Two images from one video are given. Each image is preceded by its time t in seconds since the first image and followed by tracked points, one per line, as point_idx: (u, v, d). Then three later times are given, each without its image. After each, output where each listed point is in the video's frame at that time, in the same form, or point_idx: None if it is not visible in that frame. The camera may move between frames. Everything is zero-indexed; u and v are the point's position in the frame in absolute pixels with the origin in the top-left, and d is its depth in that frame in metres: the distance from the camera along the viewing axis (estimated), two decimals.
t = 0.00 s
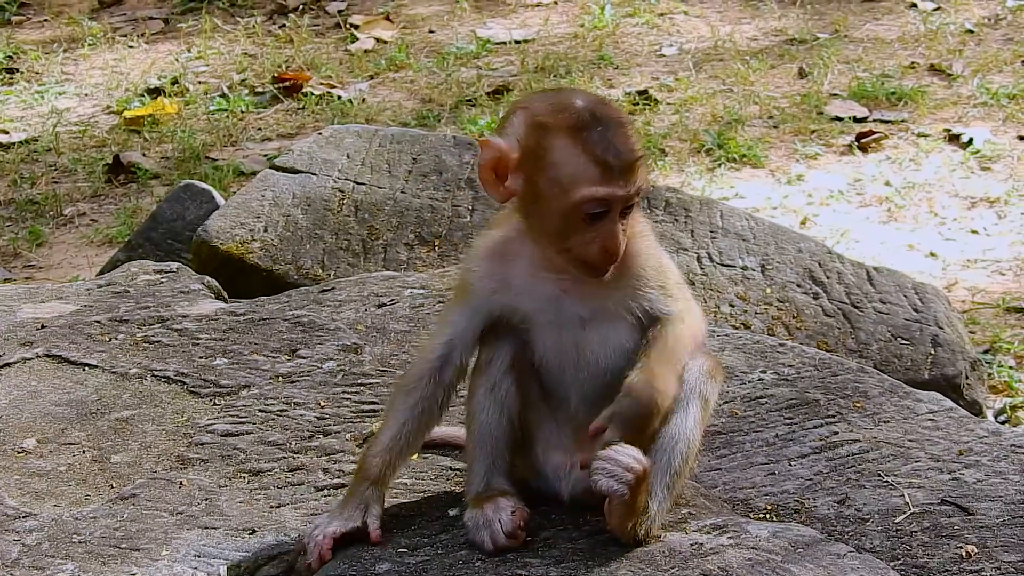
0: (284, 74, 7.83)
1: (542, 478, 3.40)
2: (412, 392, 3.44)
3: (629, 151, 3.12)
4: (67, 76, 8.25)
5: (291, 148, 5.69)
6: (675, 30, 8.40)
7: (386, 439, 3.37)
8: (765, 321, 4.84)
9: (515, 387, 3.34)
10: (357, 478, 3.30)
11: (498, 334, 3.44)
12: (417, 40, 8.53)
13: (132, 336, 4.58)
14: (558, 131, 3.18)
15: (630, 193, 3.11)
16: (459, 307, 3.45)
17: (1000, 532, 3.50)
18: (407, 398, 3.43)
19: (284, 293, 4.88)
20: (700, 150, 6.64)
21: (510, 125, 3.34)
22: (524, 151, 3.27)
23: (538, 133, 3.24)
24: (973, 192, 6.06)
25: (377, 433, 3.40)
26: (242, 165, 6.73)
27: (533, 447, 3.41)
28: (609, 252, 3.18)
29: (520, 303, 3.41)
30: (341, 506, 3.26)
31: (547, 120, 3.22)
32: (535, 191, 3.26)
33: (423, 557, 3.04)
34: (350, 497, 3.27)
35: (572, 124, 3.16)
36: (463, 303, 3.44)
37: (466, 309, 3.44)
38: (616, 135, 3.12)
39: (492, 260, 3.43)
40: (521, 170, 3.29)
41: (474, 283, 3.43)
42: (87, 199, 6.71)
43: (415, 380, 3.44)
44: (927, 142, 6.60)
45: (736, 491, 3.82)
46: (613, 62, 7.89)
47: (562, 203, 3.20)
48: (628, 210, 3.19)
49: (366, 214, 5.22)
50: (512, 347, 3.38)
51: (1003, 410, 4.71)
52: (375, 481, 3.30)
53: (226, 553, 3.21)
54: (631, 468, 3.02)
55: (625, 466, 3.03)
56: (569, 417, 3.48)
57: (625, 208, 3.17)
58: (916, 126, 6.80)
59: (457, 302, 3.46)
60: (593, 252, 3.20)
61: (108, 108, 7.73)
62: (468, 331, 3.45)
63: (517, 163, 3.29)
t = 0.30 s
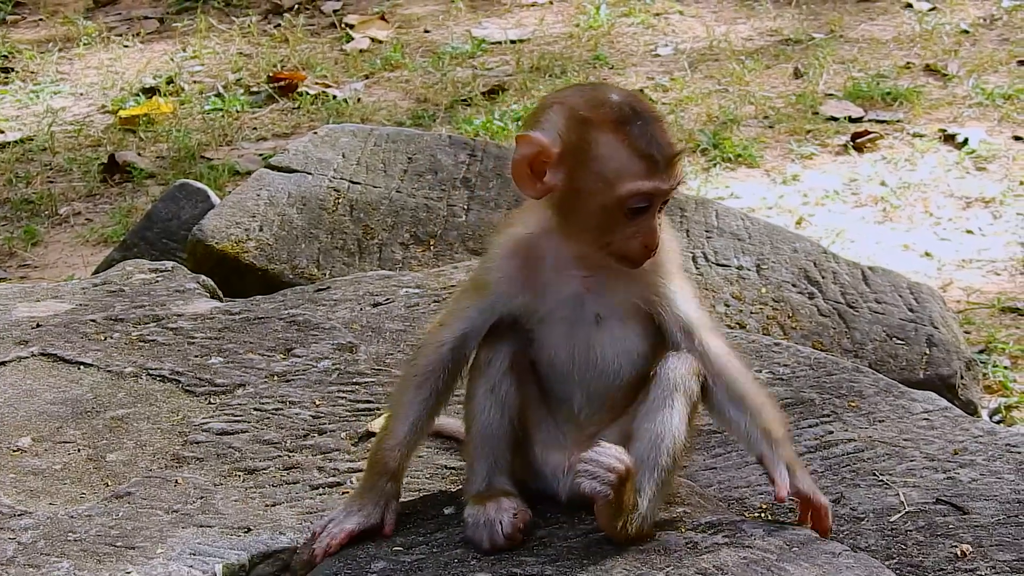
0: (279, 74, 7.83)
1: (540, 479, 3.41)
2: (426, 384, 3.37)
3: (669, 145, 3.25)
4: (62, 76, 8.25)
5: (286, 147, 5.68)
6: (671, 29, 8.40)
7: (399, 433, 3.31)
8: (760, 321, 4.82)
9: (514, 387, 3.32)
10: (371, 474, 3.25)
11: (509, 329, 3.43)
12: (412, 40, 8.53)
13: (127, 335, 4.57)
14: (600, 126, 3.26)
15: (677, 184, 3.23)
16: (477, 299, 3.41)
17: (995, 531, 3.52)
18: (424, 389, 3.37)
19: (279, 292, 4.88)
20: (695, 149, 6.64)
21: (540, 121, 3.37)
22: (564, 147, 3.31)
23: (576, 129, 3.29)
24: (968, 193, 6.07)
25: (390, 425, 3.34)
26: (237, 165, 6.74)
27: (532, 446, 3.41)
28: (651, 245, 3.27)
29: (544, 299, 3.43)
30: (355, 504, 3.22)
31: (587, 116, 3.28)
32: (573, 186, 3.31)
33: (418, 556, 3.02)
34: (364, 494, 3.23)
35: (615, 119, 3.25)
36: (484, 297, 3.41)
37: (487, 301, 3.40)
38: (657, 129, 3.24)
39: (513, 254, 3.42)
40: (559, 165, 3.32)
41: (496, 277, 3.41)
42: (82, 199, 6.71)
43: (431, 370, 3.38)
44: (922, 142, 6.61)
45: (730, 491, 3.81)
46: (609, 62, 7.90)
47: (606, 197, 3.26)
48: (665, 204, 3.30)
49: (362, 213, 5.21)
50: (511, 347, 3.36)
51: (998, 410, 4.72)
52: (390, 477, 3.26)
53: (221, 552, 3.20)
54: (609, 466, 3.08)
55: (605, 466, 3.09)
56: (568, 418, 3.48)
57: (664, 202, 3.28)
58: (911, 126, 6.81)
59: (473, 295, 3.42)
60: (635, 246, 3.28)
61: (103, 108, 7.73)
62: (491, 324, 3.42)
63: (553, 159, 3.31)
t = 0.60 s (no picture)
0: (276, 71, 7.83)
1: (539, 479, 3.43)
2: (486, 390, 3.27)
3: (746, 189, 3.11)
4: (59, 73, 8.25)
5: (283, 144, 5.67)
6: (668, 27, 8.40)
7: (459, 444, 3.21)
8: (757, 318, 4.84)
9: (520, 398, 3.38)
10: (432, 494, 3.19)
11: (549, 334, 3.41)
12: (410, 37, 8.52)
13: (123, 332, 4.57)
14: (678, 152, 3.17)
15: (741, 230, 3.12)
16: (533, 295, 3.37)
17: (990, 529, 3.53)
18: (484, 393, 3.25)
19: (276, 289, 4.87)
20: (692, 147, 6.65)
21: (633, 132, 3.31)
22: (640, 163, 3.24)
23: (655, 149, 3.21)
24: (964, 190, 6.07)
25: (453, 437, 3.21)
26: (234, 162, 6.74)
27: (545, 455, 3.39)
28: (705, 284, 3.18)
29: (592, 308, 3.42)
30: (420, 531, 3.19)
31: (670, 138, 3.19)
32: (642, 205, 3.26)
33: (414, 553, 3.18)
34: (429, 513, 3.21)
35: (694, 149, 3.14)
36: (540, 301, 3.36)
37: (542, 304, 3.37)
38: (737, 168, 3.10)
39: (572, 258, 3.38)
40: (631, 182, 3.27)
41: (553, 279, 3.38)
42: (78, 196, 6.71)
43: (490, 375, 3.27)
44: (919, 139, 6.61)
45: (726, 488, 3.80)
46: (606, 59, 7.90)
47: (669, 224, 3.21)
48: (731, 246, 3.19)
49: (358, 210, 5.21)
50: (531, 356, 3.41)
51: (994, 407, 4.74)
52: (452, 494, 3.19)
53: (217, 550, 3.20)
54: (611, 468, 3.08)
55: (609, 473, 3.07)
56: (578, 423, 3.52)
57: (729, 243, 3.17)
58: (908, 123, 6.81)
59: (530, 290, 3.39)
60: (690, 281, 3.20)
61: (99, 104, 7.73)
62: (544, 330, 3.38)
63: (630, 173, 3.26)
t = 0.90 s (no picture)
0: (263, 68, 7.83)
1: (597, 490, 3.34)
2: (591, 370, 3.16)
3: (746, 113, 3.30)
4: (45, 71, 8.25)
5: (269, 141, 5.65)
6: (657, 24, 8.40)
7: (605, 419, 3.07)
8: (744, 315, 4.85)
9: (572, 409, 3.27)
10: (620, 471, 2.99)
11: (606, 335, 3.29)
12: (398, 35, 8.52)
13: (107, 330, 4.56)
14: (680, 107, 3.32)
15: (765, 151, 3.26)
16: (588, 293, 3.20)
17: (975, 522, 3.50)
18: (592, 387, 3.13)
19: (261, 288, 4.86)
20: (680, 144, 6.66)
21: (622, 117, 3.39)
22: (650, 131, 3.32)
23: (656, 116, 3.33)
24: (952, 187, 6.06)
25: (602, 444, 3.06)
26: (221, 160, 6.75)
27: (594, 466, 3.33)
28: (749, 217, 3.23)
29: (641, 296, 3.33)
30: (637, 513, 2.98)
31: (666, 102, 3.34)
32: (660, 167, 3.29)
33: (400, 550, 3.18)
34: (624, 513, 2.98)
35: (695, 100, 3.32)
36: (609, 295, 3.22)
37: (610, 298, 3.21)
38: (739, 103, 3.30)
39: (620, 245, 3.25)
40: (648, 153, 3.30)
41: (611, 272, 3.22)
42: (65, 194, 6.71)
43: (589, 367, 3.16)
44: (907, 136, 6.60)
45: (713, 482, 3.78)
46: (594, 56, 7.90)
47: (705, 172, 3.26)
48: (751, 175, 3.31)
49: (345, 208, 5.20)
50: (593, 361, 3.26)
51: (981, 403, 4.80)
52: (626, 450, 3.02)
53: (202, 548, 3.23)
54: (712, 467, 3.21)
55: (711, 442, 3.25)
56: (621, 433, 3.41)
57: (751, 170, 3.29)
58: (895, 121, 6.82)
59: (580, 293, 3.21)
60: (734, 221, 3.24)
61: (86, 103, 7.72)
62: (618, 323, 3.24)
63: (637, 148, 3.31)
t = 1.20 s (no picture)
0: (223, 59, 7.82)
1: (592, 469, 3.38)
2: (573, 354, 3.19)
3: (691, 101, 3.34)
4: (4, 62, 8.22)
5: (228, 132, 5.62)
6: (617, 15, 8.41)
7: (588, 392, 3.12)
8: (703, 304, 4.91)
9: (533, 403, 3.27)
10: (621, 435, 3.06)
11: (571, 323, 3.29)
12: (358, 26, 8.52)
13: (63, 323, 4.56)
14: (627, 96, 3.35)
15: (713, 140, 3.32)
16: (549, 283, 3.19)
17: (931, 509, 3.53)
18: (565, 367, 3.16)
19: (219, 280, 4.87)
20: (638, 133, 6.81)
21: (567, 107, 3.42)
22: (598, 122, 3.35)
23: (598, 108, 3.36)
24: (911, 175, 6.14)
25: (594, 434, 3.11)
26: (181, 151, 6.77)
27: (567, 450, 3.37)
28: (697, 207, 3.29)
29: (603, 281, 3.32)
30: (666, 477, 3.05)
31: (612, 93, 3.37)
32: (609, 157, 3.32)
33: (356, 541, 3.20)
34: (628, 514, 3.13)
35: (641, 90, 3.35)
36: (576, 280, 3.21)
37: (573, 284, 3.20)
38: (686, 92, 3.33)
39: (581, 233, 3.24)
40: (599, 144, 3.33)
41: (572, 260, 3.21)
42: (22, 186, 6.72)
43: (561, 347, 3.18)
44: (867, 125, 6.66)
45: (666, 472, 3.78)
46: (555, 46, 7.90)
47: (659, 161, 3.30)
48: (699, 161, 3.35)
49: (304, 199, 5.22)
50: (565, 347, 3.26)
51: (941, 390, 4.92)
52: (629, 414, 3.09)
53: (158, 540, 3.23)
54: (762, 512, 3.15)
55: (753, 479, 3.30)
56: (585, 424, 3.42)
57: (699, 155, 3.33)
58: (856, 109, 6.87)
59: (539, 285, 3.19)
60: (684, 208, 3.29)
61: (44, 94, 7.70)
62: (585, 306, 3.24)
63: (582, 141, 3.34)
